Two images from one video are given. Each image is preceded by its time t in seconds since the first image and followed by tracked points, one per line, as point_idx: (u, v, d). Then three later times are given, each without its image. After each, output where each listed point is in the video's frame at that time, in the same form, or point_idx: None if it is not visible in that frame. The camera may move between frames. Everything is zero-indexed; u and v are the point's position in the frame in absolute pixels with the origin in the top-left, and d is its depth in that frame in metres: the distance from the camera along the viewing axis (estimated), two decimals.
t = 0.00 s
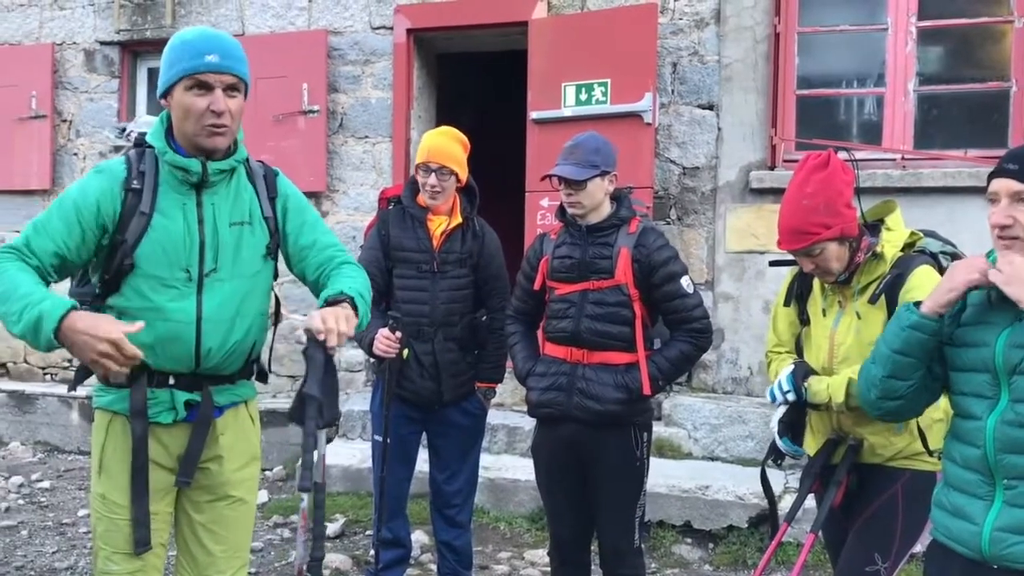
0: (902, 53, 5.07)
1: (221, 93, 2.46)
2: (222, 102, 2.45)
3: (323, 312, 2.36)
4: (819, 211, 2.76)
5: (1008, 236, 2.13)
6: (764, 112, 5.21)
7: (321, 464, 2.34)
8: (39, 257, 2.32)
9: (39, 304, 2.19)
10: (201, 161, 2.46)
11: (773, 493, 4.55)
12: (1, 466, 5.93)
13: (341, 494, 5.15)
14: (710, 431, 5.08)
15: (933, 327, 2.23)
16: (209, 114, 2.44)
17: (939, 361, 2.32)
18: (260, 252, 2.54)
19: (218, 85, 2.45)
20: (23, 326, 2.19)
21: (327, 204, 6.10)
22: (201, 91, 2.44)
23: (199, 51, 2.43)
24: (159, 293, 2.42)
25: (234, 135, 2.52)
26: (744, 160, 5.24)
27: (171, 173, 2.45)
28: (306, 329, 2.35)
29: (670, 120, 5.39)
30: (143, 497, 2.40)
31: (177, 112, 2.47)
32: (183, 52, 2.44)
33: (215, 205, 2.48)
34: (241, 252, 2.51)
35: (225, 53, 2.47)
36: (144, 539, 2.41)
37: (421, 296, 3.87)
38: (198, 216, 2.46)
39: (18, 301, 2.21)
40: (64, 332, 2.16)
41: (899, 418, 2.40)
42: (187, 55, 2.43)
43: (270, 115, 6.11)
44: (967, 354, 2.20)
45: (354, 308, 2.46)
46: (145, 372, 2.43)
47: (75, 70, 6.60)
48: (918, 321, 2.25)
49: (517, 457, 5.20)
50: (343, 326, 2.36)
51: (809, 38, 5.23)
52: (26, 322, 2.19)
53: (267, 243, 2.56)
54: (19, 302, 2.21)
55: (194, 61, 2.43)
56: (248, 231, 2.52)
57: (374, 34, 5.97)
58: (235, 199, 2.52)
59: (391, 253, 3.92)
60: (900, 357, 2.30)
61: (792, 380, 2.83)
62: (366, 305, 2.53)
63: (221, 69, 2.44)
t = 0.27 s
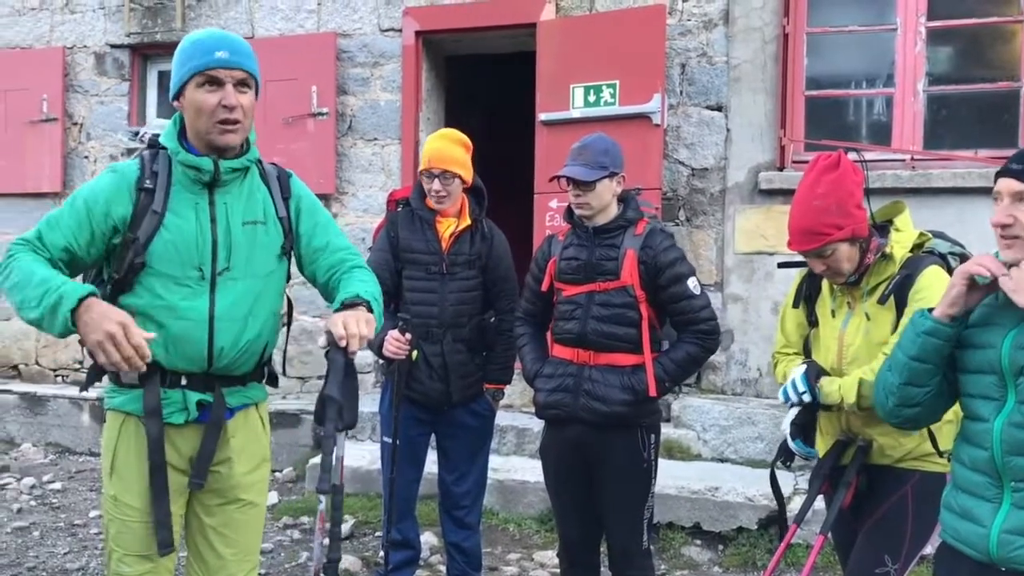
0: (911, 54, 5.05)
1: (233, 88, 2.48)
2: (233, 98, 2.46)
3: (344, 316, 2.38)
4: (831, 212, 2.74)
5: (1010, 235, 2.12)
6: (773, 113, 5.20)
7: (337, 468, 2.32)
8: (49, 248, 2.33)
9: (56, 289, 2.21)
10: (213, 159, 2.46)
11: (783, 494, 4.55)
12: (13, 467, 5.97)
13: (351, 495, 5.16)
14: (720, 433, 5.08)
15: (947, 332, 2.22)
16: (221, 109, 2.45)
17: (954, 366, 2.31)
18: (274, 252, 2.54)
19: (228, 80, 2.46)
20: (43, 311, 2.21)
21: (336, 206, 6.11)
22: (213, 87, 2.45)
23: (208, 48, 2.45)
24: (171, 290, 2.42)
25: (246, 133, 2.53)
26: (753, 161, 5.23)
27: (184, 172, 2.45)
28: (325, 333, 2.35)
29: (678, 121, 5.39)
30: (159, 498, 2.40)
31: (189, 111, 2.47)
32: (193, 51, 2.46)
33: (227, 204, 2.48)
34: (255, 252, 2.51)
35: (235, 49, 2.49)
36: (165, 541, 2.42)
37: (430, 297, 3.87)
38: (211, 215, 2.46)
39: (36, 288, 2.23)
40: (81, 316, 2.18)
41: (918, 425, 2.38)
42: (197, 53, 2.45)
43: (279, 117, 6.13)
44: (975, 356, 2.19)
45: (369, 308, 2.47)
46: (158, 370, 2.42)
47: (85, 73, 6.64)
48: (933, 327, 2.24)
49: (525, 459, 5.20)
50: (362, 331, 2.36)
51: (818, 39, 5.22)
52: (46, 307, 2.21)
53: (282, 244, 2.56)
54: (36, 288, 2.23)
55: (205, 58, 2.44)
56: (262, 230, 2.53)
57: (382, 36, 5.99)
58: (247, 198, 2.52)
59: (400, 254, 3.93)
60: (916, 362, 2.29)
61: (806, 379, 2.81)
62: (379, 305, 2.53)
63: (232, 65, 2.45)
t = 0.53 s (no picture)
0: (922, 54, 5.03)
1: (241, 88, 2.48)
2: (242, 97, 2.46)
3: (327, 317, 2.34)
4: (845, 211, 2.73)
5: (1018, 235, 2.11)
6: (783, 113, 5.19)
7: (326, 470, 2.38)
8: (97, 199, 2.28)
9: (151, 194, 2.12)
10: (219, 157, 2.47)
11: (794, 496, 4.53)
12: (26, 468, 6.00)
13: (361, 496, 5.17)
14: (730, 434, 5.07)
15: (958, 334, 2.21)
16: (231, 108, 2.45)
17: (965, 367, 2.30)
18: (279, 249, 2.52)
19: (236, 80, 2.46)
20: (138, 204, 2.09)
21: (346, 208, 6.13)
22: (221, 87, 2.46)
23: (216, 49, 2.45)
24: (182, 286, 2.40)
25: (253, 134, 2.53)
26: (763, 162, 5.22)
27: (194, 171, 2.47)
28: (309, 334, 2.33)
29: (688, 122, 5.38)
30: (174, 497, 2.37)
31: (197, 111, 2.47)
32: (200, 52, 2.46)
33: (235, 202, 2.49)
34: (262, 249, 2.49)
35: (241, 50, 2.49)
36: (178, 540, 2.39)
37: (439, 299, 3.88)
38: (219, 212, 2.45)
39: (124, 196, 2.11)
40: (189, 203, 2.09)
41: (930, 426, 2.37)
42: (205, 53, 2.45)
43: (289, 120, 6.15)
44: (984, 357, 2.19)
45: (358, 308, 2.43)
46: (169, 370, 2.42)
47: (97, 76, 6.67)
48: (942, 329, 2.23)
49: (536, 460, 5.20)
50: (348, 332, 2.33)
51: (828, 39, 5.21)
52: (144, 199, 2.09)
53: (285, 241, 2.55)
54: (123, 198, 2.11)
55: (213, 58, 2.44)
56: (267, 227, 2.52)
57: (392, 38, 6.00)
58: (254, 197, 2.52)
59: (410, 256, 3.94)
60: (926, 364, 2.28)
61: (817, 381, 2.80)
62: (370, 304, 2.50)
63: (241, 65, 2.46)
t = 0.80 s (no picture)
0: (935, 53, 5.01)
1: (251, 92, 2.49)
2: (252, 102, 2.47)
3: (325, 317, 2.34)
4: (860, 211, 2.72)
5: None
6: (795, 114, 5.17)
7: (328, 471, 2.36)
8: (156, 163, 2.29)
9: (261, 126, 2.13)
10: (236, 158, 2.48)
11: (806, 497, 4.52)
12: (40, 469, 6.04)
13: (372, 497, 5.18)
14: (742, 435, 5.06)
15: (974, 335, 2.20)
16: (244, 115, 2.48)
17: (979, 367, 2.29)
18: (292, 248, 2.54)
19: (245, 85, 2.47)
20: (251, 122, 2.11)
21: (357, 209, 6.14)
22: (231, 94, 2.47)
23: (223, 55, 2.44)
24: (206, 283, 2.40)
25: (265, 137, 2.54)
26: (774, 163, 5.20)
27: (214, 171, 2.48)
28: (307, 335, 2.33)
29: (699, 122, 5.38)
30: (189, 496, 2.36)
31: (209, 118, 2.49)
32: (207, 58, 2.45)
33: (251, 202, 2.49)
34: (278, 247, 2.51)
35: (247, 53, 2.48)
36: (190, 537, 2.37)
37: (450, 300, 3.89)
38: (237, 211, 2.46)
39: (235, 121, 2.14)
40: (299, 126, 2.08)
41: (940, 426, 2.38)
42: (212, 60, 2.44)
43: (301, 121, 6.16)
44: (996, 357, 2.18)
45: (356, 307, 2.44)
46: (187, 368, 2.41)
47: (110, 79, 6.70)
48: (958, 330, 2.22)
49: (547, 461, 5.21)
50: (347, 335, 2.32)
51: (840, 39, 5.19)
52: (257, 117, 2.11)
53: (296, 240, 2.56)
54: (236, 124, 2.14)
55: (221, 66, 2.44)
56: (281, 227, 2.53)
57: (403, 40, 6.01)
58: (268, 196, 2.53)
59: (421, 257, 3.96)
60: (939, 365, 2.28)
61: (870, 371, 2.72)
62: (372, 304, 2.50)
63: (249, 71, 2.45)
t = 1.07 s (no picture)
0: (948, 52, 4.99)
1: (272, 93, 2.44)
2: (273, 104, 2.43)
3: (340, 318, 2.36)
4: (880, 211, 2.71)
5: None
6: (807, 113, 5.16)
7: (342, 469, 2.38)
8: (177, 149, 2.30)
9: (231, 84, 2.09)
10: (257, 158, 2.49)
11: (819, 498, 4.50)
12: (54, 468, 6.07)
13: (384, 497, 5.19)
14: (754, 436, 5.05)
15: (980, 333, 2.20)
16: (265, 117, 2.42)
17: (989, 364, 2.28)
18: (308, 250, 2.56)
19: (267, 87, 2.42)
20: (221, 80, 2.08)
21: (369, 210, 6.15)
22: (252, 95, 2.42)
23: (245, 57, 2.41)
24: (224, 282, 2.41)
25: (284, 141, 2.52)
26: (787, 162, 5.19)
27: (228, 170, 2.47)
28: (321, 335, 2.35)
29: (711, 122, 5.36)
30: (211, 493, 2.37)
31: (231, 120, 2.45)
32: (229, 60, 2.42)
33: (270, 203, 2.51)
34: (295, 249, 2.52)
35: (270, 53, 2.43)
36: (214, 534, 2.40)
37: (461, 300, 3.89)
38: (256, 212, 2.48)
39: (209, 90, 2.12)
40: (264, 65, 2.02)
41: (952, 424, 2.39)
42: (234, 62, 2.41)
43: (312, 122, 6.18)
44: (1009, 357, 2.16)
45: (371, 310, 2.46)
46: (202, 367, 2.41)
47: (122, 80, 6.73)
48: (963, 329, 2.23)
49: (559, 461, 5.21)
50: (360, 336, 2.33)
51: (852, 38, 5.17)
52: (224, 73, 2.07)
53: (312, 242, 2.57)
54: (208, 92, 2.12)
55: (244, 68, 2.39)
56: (298, 229, 2.54)
57: (414, 40, 6.02)
58: (286, 197, 2.55)
59: (433, 257, 3.96)
60: (947, 363, 2.29)
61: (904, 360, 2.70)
62: (385, 308, 2.53)
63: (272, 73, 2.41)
